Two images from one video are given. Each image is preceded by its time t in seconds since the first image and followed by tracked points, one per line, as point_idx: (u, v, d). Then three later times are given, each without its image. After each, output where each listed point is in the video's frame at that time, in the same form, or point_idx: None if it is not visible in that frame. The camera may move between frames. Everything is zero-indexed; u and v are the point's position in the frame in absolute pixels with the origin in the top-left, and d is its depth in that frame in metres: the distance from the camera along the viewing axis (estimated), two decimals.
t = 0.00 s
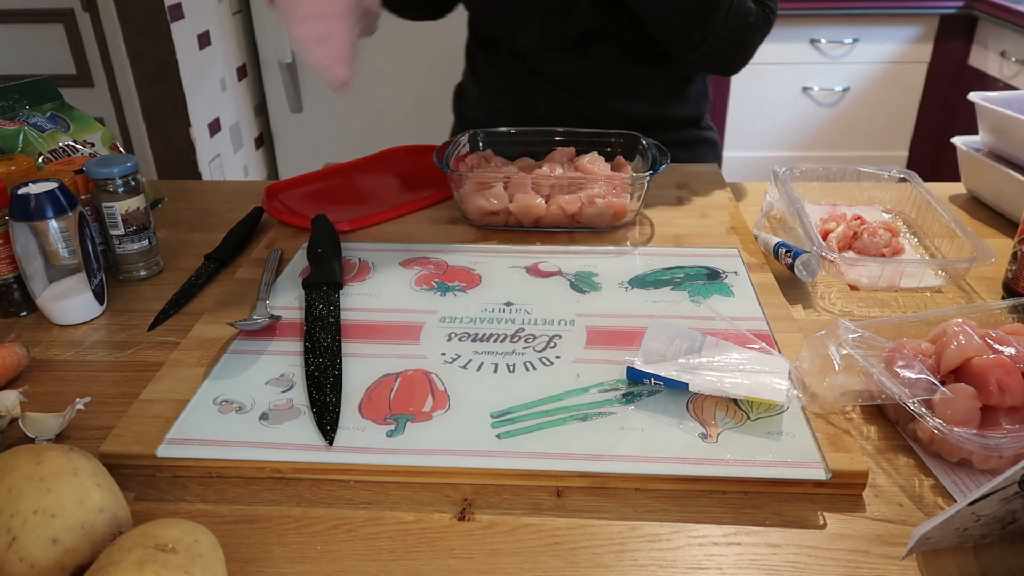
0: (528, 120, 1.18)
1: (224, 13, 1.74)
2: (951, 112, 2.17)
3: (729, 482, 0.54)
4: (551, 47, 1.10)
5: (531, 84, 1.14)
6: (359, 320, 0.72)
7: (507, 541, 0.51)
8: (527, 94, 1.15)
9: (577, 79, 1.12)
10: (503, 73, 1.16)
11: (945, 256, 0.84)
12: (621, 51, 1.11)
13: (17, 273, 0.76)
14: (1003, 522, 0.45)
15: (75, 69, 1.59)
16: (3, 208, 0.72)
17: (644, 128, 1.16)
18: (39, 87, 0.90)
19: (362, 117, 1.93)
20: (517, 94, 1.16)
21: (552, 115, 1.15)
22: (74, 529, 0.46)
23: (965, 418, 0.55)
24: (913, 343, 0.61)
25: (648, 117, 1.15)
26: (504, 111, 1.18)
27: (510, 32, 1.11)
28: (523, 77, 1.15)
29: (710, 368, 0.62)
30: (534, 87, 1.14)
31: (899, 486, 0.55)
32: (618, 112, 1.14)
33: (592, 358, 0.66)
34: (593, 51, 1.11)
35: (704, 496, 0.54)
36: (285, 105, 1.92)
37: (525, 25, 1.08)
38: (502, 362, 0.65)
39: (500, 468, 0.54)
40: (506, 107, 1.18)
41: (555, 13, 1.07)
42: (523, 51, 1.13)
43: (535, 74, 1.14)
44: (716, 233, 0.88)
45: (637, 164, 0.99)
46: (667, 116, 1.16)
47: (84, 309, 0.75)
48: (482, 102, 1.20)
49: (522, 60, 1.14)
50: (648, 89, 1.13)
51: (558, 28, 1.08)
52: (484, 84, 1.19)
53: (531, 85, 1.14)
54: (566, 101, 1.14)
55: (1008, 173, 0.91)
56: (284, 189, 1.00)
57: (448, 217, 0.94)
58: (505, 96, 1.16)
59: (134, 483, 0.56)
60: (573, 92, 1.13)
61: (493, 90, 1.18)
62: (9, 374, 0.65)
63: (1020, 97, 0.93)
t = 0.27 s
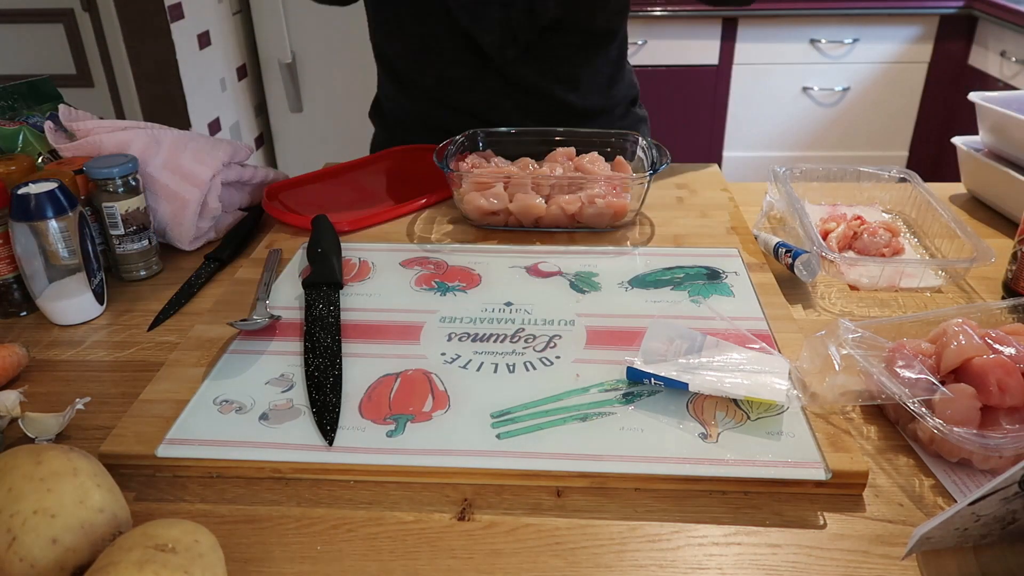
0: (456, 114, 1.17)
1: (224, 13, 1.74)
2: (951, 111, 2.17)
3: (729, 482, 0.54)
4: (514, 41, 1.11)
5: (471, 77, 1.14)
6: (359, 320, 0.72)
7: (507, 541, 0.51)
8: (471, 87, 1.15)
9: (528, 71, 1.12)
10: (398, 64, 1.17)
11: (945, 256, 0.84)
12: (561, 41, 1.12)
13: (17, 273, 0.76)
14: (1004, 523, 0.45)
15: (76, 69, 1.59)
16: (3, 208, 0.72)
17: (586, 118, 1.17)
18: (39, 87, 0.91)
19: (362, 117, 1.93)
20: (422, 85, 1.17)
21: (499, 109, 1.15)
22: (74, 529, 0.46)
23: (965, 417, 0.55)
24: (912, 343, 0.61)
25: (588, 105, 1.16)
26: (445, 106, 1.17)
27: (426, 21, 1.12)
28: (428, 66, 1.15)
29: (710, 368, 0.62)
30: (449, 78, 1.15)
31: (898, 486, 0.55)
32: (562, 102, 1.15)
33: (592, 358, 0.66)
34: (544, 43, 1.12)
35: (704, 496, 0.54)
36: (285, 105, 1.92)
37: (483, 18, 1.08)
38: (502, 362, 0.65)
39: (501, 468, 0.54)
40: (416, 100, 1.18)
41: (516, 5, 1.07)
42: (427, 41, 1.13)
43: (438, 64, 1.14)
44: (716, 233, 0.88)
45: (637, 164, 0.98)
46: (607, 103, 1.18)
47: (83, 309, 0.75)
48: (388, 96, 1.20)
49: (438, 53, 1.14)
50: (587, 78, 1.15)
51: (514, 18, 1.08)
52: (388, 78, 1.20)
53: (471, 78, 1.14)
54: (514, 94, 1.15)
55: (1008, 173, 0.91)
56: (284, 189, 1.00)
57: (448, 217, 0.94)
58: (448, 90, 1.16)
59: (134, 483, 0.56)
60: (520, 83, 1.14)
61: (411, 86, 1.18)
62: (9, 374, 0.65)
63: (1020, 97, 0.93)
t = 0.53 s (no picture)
0: (481, 104, 1.16)
1: (224, 13, 1.74)
2: (951, 111, 2.17)
3: (729, 482, 0.54)
4: (552, 30, 1.09)
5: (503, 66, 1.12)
6: (359, 320, 0.72)
7: (507, 541, 0.51)
8: (501, 77, 1.13)
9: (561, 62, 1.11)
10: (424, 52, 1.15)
11: (944, 256, 0.84)
12: (593, 32, 1.11)
13: (17, 273, 0.76)
14: (1004, 523, 0.45)
15: (75, 69, 1.59)
16: (3, 208, 0.72)
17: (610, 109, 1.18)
18: (38, 87, 0.91)
19: (362, 117, 1.92)
20: (450, 74, 1.15)
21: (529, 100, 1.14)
22: (74, 529, 0.46)
23: (964, 417, 0.55)
24: (912, 343, 0.61)
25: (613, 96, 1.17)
26: (471, 97, 1.16)
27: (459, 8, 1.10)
28: (456, 55, 1.14)
29: (710, 369, 0.62)
30: (480, 68, 1.13)
31: (899, 486, 0.55)
32: (590, 93, 1.14)
33: (593, 358, 0.66)
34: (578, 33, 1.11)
35: (704, 496, 0.54)
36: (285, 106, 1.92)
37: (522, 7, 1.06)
38: (502, 362, 0.65)
39: (500, 468, 0.54)
40: (444, 91, 1.17)
41: None
42: (463, 29, 1.12)
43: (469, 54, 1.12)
44: (716, 233, 0.88)
45: (637, 164, 0.98)
46: (630, 93, 1.19)
47: (83, 309, 0.75)
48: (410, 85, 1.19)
49: (468, 42, 1.12)
50: (614, 68, 1.16)
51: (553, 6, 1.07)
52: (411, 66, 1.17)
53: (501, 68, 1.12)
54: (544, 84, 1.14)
55: (1008, 173, 0.91)
56: (284, 189, 1.00)
57: (448, 216, 0.94)
58: (477, 79, 1.14)
59: (134, 483, 0.56)
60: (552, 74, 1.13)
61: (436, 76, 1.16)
62: (9, 374, 0.65)
63: (1020, 98, 0.93)
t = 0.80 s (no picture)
0: (515, 102, 1.18)
1: (224, 13, 1.74)
2: (951, 111, 2.17)
3: (729, 482, 0.54)
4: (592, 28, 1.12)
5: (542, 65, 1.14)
6: (359, 320, 0.72)
7: (507, 541, 0.51)
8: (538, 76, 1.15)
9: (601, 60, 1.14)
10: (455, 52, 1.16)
11: (944, 256, 0.84)
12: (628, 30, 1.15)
13: (17, 273, 0.76)
14: (1004, 522, 0.45)
15: (75, 69, 1.58)
16: (3, 208, 0.72)
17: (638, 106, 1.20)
18: (38, 87, 0.91)
19: (363, 116, 1.92)
20: (471, 69, 1.16)
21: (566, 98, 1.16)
22: (74, 529, 0.46)
23: (965, 417, 0.55)
24: (913, 343, 0.61)
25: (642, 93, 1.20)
26: (504, 95, 1.18)
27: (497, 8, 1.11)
28: (491, 53, 1.15)
29: (710, 369, 0.61)
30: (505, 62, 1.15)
31: (899, 486, 0.55)
32: (623, 89, 1.18)
33: (593, 358, 0.66)
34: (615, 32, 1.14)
35: (703, 496, 0.54)
36: (285, 106, 1.92)
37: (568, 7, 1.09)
38: (503, 362, 0.65)
39: (500, 467, 0.54)
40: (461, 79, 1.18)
41: None
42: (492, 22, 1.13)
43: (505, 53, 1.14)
44: (716, 233, 0.88)
45: (637, 164, 0.98)
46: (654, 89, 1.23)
47: (83, 309, 0.75)
48: (438, 84, 1.19)
49: (505, 42, 1.13)
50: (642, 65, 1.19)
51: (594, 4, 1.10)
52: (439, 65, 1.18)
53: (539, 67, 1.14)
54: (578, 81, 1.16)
55: (1008, 173, 0.91)
56: (285, 189, 1.00)
57: (448, 216, 0.94)
58: (511, 78, 1.16)
59: (134, 483, 0.56)
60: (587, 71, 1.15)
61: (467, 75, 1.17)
62: (8, 374, 0.65)
63: (1020, 97, 0.93)
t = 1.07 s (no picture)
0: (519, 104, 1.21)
1: (224, 13, 1.74)
2: (951, 111, 2.17)
3: (729, 482, 0.54)
4: (607, 42, 1.15)
5: (552, 69, 1.18)
6: (359, 320, 0.72)
7: (507, 541, 0.51)
8: (546, 80, 1.18)
9: (610, 72, 1.17)
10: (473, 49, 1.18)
11: (944, 256, 0.84)
12: (645, 48, 1.17)
13: (17, 273, 0.76)
14: (1004, 523, 0.45)
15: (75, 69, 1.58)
16: (3, 208, 0.72)
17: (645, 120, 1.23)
18: (38, 87, 0.91)
19: (363, 117, 1.92)
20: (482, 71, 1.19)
21: (569, 104, 1.20)
22: (74, 529, 0.46)
23: (965, 417, 0.55)
24: (914, 343, 0.61)
25: (649, 108, 1.22)
26: (513, 97, 1.20)
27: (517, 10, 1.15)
28: (502, 56, 1.18)
29: (710, 369, 0.61)
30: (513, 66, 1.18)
31: (900, 486, 0.55)
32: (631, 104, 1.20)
33: (593, 358, 0.66)
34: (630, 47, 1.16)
35: (703, 495, 0.54)
36: (285, 106, 1.92)
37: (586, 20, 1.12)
38: (503, 362, 0.65)
39: (500, 468, 0.54)
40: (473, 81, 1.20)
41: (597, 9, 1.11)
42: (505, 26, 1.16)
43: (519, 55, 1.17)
44: (716, 233, 0.88)
45: (637, 164, 0.98)
46: (667, 107, 1.24)
47: (83, 309, 0.75)
48: (450, 80, 1.21)
49: (520, 44, 1.17)
50: (658, 84, 1.21)
51: (614, 20, 1.12)
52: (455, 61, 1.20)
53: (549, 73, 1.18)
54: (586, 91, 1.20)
55: (1008, 173, 0.91)
56: (285, 189, 1.00)
57: (448, 216, 0.94)
58: (522, 80, 1.19)
59: (134, 483, 0.56)
60: (596, 82, 1.18)
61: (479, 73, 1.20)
62: (8, 374, 0.65)
63: (1020, 97, 0.93)
